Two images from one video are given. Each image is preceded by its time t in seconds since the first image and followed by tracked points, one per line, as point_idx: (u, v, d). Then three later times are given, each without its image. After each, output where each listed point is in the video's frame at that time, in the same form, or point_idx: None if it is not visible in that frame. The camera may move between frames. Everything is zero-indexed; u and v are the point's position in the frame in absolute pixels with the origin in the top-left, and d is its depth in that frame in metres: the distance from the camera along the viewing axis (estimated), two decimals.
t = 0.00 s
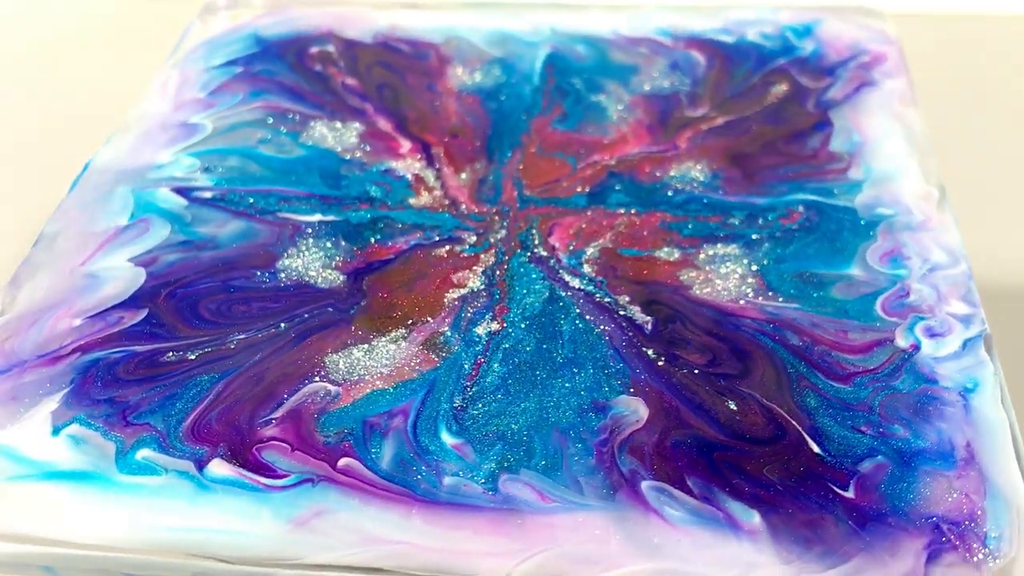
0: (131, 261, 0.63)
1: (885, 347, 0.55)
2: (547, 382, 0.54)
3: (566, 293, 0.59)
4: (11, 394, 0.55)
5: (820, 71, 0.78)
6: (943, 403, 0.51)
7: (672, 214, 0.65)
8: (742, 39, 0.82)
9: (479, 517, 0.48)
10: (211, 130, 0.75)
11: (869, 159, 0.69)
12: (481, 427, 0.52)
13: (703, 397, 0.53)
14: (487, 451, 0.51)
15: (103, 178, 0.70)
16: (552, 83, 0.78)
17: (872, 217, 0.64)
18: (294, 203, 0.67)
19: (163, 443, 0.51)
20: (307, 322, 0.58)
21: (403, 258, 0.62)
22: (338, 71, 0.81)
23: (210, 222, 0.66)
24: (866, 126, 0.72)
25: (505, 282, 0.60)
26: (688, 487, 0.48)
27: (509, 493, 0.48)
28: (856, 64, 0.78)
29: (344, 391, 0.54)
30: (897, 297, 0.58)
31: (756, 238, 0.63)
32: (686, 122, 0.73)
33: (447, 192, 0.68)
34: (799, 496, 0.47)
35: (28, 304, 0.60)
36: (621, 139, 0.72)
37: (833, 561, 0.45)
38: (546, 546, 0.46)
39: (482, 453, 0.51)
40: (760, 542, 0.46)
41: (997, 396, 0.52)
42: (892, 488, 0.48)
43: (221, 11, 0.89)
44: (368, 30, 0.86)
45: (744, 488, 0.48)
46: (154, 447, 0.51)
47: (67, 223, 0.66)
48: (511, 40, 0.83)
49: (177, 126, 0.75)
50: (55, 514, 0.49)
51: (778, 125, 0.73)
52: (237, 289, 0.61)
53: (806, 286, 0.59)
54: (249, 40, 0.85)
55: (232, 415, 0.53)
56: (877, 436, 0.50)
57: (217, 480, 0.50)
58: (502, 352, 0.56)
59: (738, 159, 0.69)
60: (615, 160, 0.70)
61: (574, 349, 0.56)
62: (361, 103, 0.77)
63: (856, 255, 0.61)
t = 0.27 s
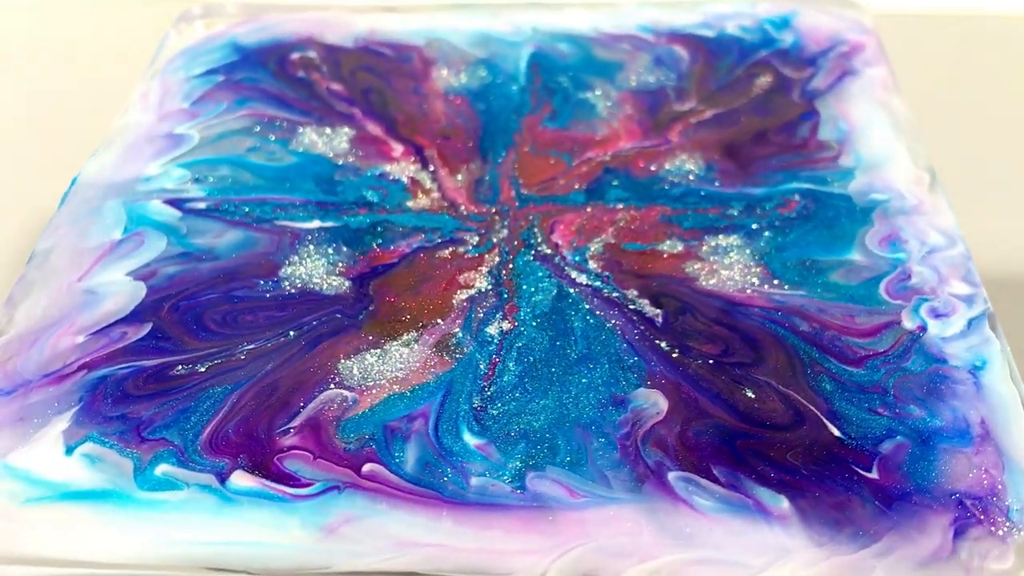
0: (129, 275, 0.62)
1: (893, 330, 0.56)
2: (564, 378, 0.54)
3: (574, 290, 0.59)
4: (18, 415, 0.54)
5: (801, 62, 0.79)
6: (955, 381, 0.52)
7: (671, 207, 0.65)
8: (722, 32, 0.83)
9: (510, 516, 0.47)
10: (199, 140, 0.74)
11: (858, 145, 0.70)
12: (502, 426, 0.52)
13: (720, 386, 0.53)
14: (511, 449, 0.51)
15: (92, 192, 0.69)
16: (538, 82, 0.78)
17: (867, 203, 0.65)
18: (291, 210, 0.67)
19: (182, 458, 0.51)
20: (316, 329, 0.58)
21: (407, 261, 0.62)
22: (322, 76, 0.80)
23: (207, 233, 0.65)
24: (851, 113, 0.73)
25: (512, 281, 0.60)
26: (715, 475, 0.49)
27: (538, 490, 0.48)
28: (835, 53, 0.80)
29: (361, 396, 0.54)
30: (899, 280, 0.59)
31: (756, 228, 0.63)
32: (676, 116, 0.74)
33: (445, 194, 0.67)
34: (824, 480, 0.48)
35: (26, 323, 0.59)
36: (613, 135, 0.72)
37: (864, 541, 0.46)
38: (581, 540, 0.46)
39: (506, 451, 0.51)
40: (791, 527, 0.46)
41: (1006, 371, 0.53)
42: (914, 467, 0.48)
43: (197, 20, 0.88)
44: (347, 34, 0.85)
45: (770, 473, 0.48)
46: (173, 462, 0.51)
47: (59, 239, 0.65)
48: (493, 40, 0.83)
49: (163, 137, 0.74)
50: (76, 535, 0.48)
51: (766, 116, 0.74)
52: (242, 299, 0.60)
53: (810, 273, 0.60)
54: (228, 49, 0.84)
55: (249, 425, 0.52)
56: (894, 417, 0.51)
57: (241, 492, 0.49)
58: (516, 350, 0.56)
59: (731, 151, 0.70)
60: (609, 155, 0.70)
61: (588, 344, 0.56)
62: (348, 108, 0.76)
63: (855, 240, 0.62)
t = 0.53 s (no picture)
0: (129, 290, 0.61)
1: (899, 313, 0.57)
2: (580, 375, 0.54)
3: (581, 286, 0.60)
4: (29, 435, 0.53)
5: (784, 53, 0.80)
6: (964, 360, 0.53)
7: (669, 201, 0.66)
8: (703, 26, 0.84)
9: (541, 513, 0.47)
10: (187, 151, 0.73)
11: (847, 133, 0.71)
12: (523, 424, 0.52)
13: (736, 375, 0.54)
14: (534, 447, 0.51)
15: (83, 207, 0.67)
16: (525, 81, 0.78)
17: (861, 190, 0.66)
18: (289, 218, 0.66)
19: (202, 471, 0.50)
20: (327, 336, 0.57)
21: (412, 265, 0.62)
22: (307, 82, 0.80)
23: (205, 244, 0.64)
24: (837, 102, 0.74)
25: (519, 280, 0.60)
26: (739, 464, 0.49)
27: (566, 487, 0.49)
28: (816, 44, 0.81)
29: (379, 402, 0.53)
30: (900, 264, 0.60)
31: (755, 219, 0.64)
32: (665, 111, 0.75)
33: (443, 196, 0.67)
34: (847, 463, 0.49)
35: (27, 342, 0.58)
36: (605, 132, 0.73)
37: (892, 521, 0.46)
38: (613, 535, 0.46)
39: (530, 450, 0.51)
40: (819, 510, 0.47)
41: (1013, 349, 0.54)
42: (933, 446, 0.49)
43: (174, 29, 0.87)
44: (328, 39, 0.85)
45: (794, 459, 0.49)
46: (193, 476, 0.50)
47: (54, 256, 0.64)
48: (476, 41, 0.83)
49: (150, 149, 0.73)
50: (100, 555, 0.47)
51: (754, 108, 0.74)
52: (247, 309, 0.59)
53: (812, 261, 0.61)
54: (207, 57, 0.83)
55: (268, 435, 0.52)
56: (909, 398, 0.52)
57: (266, 502, 0.49)
58: (530, 349, 0.56)
59: (723, 143, 0.71)
60: (603, 152, 0.70)
61: (601, 340, 0.56)
62: (337, 112, 0.76)
63: (854, 227, 0.63)
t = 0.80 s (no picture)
0: (130, 305, 0.60)
1: (902, 296, 0.58)
2: (596, 370, 0.55)
3: (588, 282, 0.60)
4: (43, 457, 0.51)
5: (764, 45, 0.81)
6: (970, 338, 0.55)
7: (667, 194, 0.66)
8: (682, 21, 0.85)
9: (573, 508, 0.48)
10: (176, 162, 0.72)
11: (834, 122, 0.72)
12: (544, 422, 0.52)
13: (751, 363, 0.54)
14: (558, 444, 0.51)
15: (74, 223, 0.66)
16: (511, 81, 0.79)
17: (853, 176, 0.67)
18: (287, 226, 0.66)
19: (225, 484, 0.49)
20: (338, 343, 0.57)
21: (416, 268, 0.62)
22: (291, 89, 0.79)
23: (203, 255, 0.64)
24: (821, 91, 0.75)
25: (526, 279, 0.60)
26: (763, 450, 0.50)
27: (594, 481, 0.49)
28: (795, 35, 0.82)
29: (397, 405, 0.53)
30: (899, 247, 0.61)
31: (753, 209, 0.65)
32: (653, 106, 0.75)
33: (441, 198, 0.67)
34: (869, 444, 0.49)
35: (31, 363, 0.57)
36: (596, 128, 0.73)
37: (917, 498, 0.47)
38: (647, 526, 0.47)
39: (554, 446, 0.51)
40: (846, 492, 0.47)
41: (1016, 325, 0.55)
42: (950, 424, 0.50)
43: (149, 39, 0.85)
44: (309, 45, 0.84)
45: (816, 443, 0.50)
46: (216, 489, 0.49)
47: (49, 274, 0.62)
48: (457, 43, 0.83)
49: (137, 162, 0.72)
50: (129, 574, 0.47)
51: (740, 100, 0.75)
52: (254, 319, 0.59)
53: (812, 249, 0.62)
54: (187, 67, 0.82)
55: (289, 444, 0.51)
56: (921, 377, 0.53)
57: (294, 512, 0.48)
58: (544, 346, 0.56)
59: (713, 136, 0.72)
60: (597, 148, 0.71)
61: (613, 334, 0.57)
62: (325, 118, 0.75)
63: (850, 213, 0.64)
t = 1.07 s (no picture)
0: (134, 319, 0.59)
1: (905, 279, 0.59)
2: (612, 364, 0.55)
3: (595, 278, 0.60)
4: (58, 478, 0.51)
5: (745, 37, 0.82)
6: (975, 317, 0.56)
7: (664, 188, 0.67)
8: (661, 16, 0.85)
9: (603, 502, 0.48)
10: (165, 173, 0.71)
11: (821, 111, 0.73)
12: (565, 418, 0.52)
13: (764, 351, 0.55)
14: (581, 439, 0.51)
15: (68, 239, 0.65)
16: (498, 81, 0.79)
17: (845, 164, 0.68)
18: (286, 234, 0.65)
19: (249, 496, 0.49)
20: (351, 349, 0.57)
21: (421, 270, 0.62)
22: (276, 95, 0.78)
23: (203, 266, 0.63)
24: (805, 81, 0.76)
25: (533, 277, 0.61)
26: (784, 436, 0.50)
27: (620, 474, 0.49)
28: (774, 26, 0.83)
29: (416, 408, 0.53)
30: (896, 232, 0.62)
31: (750, 199, 0.66)
32: (641, 101, 0.76)
33: (439, 200, 0.67)
34: (887, 425, 0.50)
35: (36, 383, 0.56)
36: (587, 125, 0.73)
37: (939, 475, 0.48)
38: (678, 515, 0.47)
39: (578, 442, 0.51)
40: (869, 473, 0.48)
41: (1017, 302, 0.56)
42: (963, 402, 0.51)
43: (125, 51, 0.84)
44: (290, 51, 0.83)
45: (835, 426, 0.50)
46: (241, 501, 0.49)
47: (47, 292, 0.61)
48: (440, 44, 0.83)
49: (126, 174, 0.71)
50: None
51: (726, 92, 0.76)
52: (262, 329, 0.58)
53: (812, 236, 0.63)
54: (166, 77, 0.81)
55: (311, 452, 0.51)
56: (931, 358, 0.54)
57: (323, 521, 0.48)
58: (557, 343, 0.56)
59: (704, 129, 0.72)
60: (590, 144, 0.71)
61: (625, 329, 0.57)
62: (314, 124, 0.75)
63: (845, 200, 0.65)
